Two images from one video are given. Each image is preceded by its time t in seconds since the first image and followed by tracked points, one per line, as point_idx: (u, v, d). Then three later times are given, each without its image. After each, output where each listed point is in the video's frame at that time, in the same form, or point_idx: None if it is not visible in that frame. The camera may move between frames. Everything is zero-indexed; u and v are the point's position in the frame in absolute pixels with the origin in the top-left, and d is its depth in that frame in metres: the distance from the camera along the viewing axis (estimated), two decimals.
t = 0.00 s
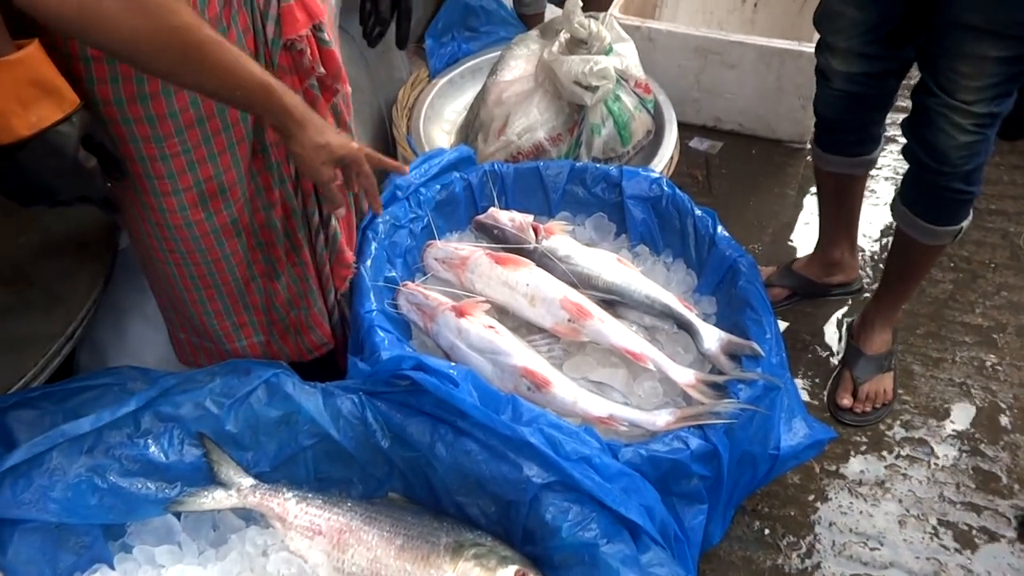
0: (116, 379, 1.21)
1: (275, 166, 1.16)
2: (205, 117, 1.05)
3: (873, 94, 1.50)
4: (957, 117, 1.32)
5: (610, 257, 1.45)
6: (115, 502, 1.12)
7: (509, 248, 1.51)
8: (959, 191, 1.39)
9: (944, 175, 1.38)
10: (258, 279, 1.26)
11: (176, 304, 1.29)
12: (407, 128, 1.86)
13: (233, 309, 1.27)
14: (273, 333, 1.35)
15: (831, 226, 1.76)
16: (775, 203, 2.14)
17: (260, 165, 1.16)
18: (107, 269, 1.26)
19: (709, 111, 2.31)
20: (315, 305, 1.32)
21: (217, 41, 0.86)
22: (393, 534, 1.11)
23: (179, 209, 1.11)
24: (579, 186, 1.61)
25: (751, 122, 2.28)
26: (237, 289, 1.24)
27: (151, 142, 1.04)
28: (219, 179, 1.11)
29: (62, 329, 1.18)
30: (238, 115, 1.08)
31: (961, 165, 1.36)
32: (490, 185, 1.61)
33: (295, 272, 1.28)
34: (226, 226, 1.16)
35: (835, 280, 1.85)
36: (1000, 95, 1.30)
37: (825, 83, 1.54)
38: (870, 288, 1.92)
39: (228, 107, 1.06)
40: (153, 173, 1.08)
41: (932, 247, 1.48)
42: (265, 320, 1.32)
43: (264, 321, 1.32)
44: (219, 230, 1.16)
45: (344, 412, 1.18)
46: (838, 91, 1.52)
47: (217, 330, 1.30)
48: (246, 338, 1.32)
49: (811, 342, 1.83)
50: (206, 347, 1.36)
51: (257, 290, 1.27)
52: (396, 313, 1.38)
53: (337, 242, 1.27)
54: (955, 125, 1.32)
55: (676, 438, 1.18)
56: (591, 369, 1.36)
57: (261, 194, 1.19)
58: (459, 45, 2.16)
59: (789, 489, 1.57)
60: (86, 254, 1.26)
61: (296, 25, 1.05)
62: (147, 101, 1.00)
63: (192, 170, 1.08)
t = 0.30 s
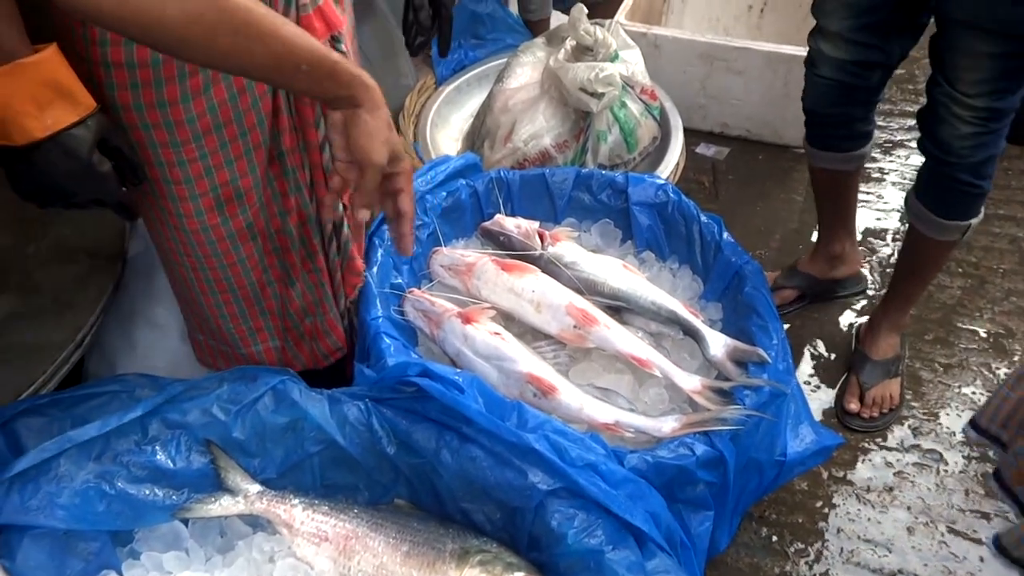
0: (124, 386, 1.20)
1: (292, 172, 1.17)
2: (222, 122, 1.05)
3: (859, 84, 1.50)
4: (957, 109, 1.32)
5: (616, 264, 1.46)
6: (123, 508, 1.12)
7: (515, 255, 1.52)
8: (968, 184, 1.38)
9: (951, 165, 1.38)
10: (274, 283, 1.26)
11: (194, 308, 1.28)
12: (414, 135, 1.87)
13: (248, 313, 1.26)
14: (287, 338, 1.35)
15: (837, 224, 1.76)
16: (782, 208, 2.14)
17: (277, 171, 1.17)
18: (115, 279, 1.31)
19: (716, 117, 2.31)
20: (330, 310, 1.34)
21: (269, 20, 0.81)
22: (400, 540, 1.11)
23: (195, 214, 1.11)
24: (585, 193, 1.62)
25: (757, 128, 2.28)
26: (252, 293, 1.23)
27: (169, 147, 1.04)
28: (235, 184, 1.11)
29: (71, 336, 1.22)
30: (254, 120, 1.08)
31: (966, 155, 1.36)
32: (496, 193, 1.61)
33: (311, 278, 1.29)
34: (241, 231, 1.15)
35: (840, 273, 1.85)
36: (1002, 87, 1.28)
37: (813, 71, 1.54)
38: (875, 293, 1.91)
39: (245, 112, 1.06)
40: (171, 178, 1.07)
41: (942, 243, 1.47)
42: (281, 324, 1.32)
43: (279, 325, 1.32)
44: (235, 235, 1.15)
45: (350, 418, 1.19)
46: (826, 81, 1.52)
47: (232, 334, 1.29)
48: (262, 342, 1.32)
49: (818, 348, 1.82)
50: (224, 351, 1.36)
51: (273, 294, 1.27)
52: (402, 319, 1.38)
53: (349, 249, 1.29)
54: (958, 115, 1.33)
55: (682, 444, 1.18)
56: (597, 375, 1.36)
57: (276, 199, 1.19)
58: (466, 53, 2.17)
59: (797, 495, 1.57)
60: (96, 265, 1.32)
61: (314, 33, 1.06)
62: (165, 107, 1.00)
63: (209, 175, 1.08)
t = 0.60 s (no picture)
0: (136, 386, 1.20)
1: (317, 176, 1.15)
2: (247, 125, 1.05)
3: (906, 78, 1.51)
4: (961, 110, 1.32)
5: (626, 268, 1.45)
6: (133, 508, 1.13)
7: (525, 259, 1.52)
8: (969, 190, 1.38)
9: (953, 172, 1.38)
10: (297, 287, 1.24)
11: (218, 312, 1.27)
12: (425, 139, 1.88)
13: (270, 316, 1.25)
14: (309, 344, 1.32)
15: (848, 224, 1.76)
16: (793, 213, 2.13)
17: (301, 175, 1.15)
18: (128, 281, 1.32)
19: (727, 122, 2.30)
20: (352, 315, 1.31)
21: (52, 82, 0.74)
22: (408, 543, 1.11)
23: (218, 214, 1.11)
24: (595, 198, 1.62)
25: (768, 133, 2.28)
26: (274, 296, 1.22)
27: (195, 149, 1.05)
28: (259, 187, 1.10)
29: (83, 338, 1.25)
30: (279, 124, 1.08)
31: (969, 161, 1.35)
32: (506, 196, 1.62)
33: (334, 283, 1.26)
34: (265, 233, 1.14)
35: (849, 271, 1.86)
36: (1006, 87, 1.28)
37: (857, 66, 1.53)
38: (885, 298, 1.91)
39: (270, 115, 1.06)
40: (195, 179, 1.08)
41: (945, 250, 1.46)
42: (302, 330, 1.30)
43: (301, 331, 1.30)
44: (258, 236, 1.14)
45: (359, 421, 1.19)
46: (872, 75, 1.51)
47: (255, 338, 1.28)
48: (283, 347, 1.30)
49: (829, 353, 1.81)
50: (247, 355, 1.34)
51: (295, 298, 1.25)
52: (412, 322, 1.38)
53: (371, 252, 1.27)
54: (962, 118, 1.32)
55: (691, 449, 1.18)
56: (606, 379, 1.36)
57: (301, 204, 1.17)
58: (477, 58, 2.18)
59: (807, 502, 1.56)
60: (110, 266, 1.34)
61: (340, 38, 1.05)
62: (192, 109, 1.02)
63: (233, 176, 1.08)
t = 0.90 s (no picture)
0: (148, 385, 1.20)
1: (336, 177, 1.15)
2: (270, 126, 1.04)
3: (917, 70, 1.50)
4: (978, 116, 1.30)
5: (636, 270, 1.45)
6: (145, 506, 1.14)
7: (535, 260, 1.52)
8: (978, 203, 1.37)
9: (962, 186, 1.37)
10: (315, 286, 1.24)
11: (235, 311, 1.27)
12: (436, 141, 1.88)
13: (288, 315, 1.25)
14: (326, 343, 1.32)
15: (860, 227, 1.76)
16: (804, 216, 2.13)
17: (321, 176, 1.15)
18: (141, 278, 1.35)
19: (738, 125, 2.30)
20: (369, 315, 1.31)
21: None
22: (417, 542, 1.11)
23: (239, 215, 1.10)
24: (606, 200, 1.62)
25: (780, 136, 2.27)
26: (293, 295, 1.22)
27: (218, 150, 1.04)
28: (280, 188, 1.10)
29: (96, 336, 1.26)
30: (301, 125, 1.08)
31: (980, 175, 1.34)
32: (517, 198, 1.62)
33: (350, 283, 1.26)
34: (285, 234, 1.14)
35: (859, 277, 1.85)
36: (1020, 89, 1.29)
37: (868, 64, 1.52)
38: (897, 302, 1.90)
39: (291, 117, 1.06)
40: (217, 181, 1.07)
41: (955, 260, 1.45)
42: (319, 329, 1.30)
43: (318, 330, 1.30)
44: (278, 236, 1.14)
45: (369, 420, 1.19)
46: (886, 72, 1.50)
47: (273, 336, 1.27)
48: (300, 346, 1.30)
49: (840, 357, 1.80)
50: (264, 353, 1.34)
51: (313, 297, 1.25)
52: (422, 323, 1.39)
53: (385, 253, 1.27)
54: (974, 130, 1.31)
55: (702, 451, 1.17)
56: (616, 381, 1.36)
57: (321, 204, 1.17)
58: (488, 60, 2.18)
59: (817, 506, 1.55)
60: (121, 266, 1.36)
61: (363, 41, 1.05)
62: (216, 111, 1.01)
63: (254, 178, 1.07)
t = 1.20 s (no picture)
0: (161, 388, 1.21)
1: (354, 180, 1.14)
2: (292, 130, 1.04)
3: (930, 70, 1.49)
4: (994, 111, 1.29)
5: (649, 273, 1.45)
6: (158, 507, 1.14)
7: (547, 262, 1.51)
8: (994, 197, 1.36)
9: (979, 180, 1.35)
10: (331, 288, 1.23)
11: (249, 314, 1.26)
12: (447, 143, 1.88)
13: (304, 316, 1.24)
14: (342, 343, 1.32)
15: (873, 229, 1.75)
16: (816, 218, 2.12)
17: (340, 178, 1.14)
18: (155, 280, 1.36)
19: (750, 126, 2.29)
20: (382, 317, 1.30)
21: None
22: (429, 545, 1.11)
23: (259, 219, 1.10)
24: (618, 202, 1.61)
25: (792, 138, 2.26)
26: (310, 296, 1.21)
27: (240, 156, 1.03)
28: (300, 191, 1.09)
29: (110, 337, 1.27)
30: (321, 129, 1.07)
31: (996, 168, 1.33)
32: (529, 200, 1.62)
33: (366, 285, 1.25)
34: (303, 236, 1.14)
35: (872, 280, 1.84)
36: None
37: (879, 66, 1.51)
38: (911, 305, 1.88)
39: (312, 121, 1.05)
40: (238, 185, 1.06)
41: (972, 257, 1.44)
42: (335, 330, 1.29)
43: (334, 332, 1.29)
44: (297, 239, 1.13)
45: (381, 422, 1.19)
46: (897, 74, 1.49)
47: (289, 337, 1.27)
48: (316, 347, 1.29)
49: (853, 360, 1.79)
50: (277, 354, 1.32)
51: (330, 299, 1.24)
52: (434, 325, 1.39)
53: (399, 254, 1.27)
54: (989, 123, 1.30)
55: (715, 454, 1.16)
56: (628, 384, 1.36)
57: (339, 207, 1.16)
58: (499, 62, 2.18)
59: (831, 510, 1.54)
60: (133, 266, 1.37)
61: (385, 45, 1.06)
62: (239, 116, 0.99)
63: (275, 182, 1.06)
